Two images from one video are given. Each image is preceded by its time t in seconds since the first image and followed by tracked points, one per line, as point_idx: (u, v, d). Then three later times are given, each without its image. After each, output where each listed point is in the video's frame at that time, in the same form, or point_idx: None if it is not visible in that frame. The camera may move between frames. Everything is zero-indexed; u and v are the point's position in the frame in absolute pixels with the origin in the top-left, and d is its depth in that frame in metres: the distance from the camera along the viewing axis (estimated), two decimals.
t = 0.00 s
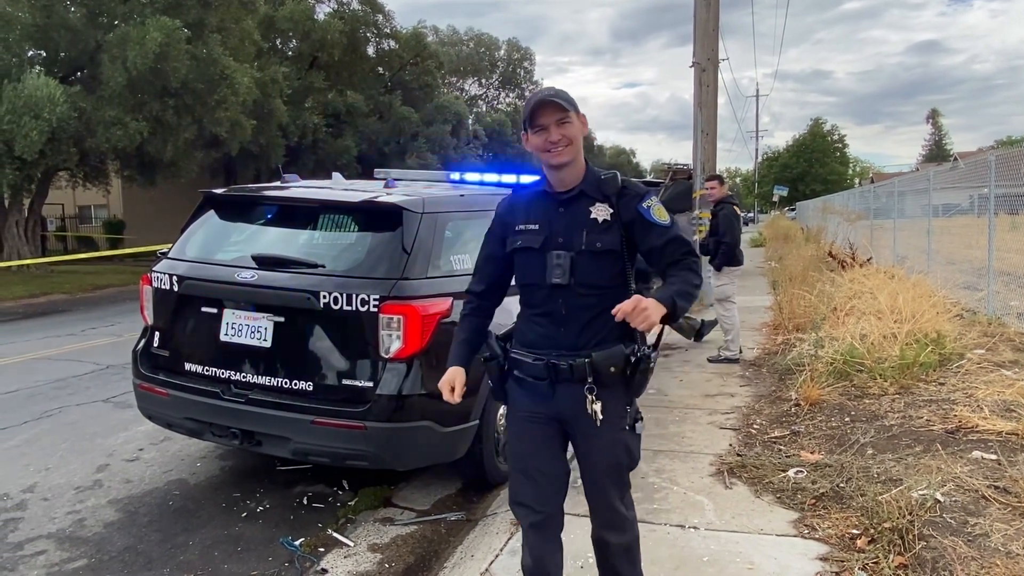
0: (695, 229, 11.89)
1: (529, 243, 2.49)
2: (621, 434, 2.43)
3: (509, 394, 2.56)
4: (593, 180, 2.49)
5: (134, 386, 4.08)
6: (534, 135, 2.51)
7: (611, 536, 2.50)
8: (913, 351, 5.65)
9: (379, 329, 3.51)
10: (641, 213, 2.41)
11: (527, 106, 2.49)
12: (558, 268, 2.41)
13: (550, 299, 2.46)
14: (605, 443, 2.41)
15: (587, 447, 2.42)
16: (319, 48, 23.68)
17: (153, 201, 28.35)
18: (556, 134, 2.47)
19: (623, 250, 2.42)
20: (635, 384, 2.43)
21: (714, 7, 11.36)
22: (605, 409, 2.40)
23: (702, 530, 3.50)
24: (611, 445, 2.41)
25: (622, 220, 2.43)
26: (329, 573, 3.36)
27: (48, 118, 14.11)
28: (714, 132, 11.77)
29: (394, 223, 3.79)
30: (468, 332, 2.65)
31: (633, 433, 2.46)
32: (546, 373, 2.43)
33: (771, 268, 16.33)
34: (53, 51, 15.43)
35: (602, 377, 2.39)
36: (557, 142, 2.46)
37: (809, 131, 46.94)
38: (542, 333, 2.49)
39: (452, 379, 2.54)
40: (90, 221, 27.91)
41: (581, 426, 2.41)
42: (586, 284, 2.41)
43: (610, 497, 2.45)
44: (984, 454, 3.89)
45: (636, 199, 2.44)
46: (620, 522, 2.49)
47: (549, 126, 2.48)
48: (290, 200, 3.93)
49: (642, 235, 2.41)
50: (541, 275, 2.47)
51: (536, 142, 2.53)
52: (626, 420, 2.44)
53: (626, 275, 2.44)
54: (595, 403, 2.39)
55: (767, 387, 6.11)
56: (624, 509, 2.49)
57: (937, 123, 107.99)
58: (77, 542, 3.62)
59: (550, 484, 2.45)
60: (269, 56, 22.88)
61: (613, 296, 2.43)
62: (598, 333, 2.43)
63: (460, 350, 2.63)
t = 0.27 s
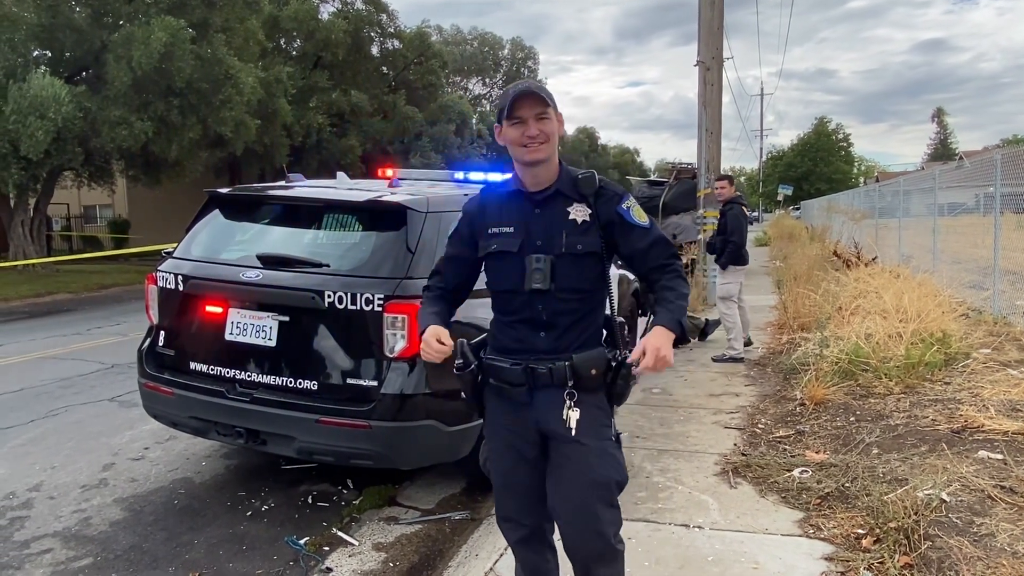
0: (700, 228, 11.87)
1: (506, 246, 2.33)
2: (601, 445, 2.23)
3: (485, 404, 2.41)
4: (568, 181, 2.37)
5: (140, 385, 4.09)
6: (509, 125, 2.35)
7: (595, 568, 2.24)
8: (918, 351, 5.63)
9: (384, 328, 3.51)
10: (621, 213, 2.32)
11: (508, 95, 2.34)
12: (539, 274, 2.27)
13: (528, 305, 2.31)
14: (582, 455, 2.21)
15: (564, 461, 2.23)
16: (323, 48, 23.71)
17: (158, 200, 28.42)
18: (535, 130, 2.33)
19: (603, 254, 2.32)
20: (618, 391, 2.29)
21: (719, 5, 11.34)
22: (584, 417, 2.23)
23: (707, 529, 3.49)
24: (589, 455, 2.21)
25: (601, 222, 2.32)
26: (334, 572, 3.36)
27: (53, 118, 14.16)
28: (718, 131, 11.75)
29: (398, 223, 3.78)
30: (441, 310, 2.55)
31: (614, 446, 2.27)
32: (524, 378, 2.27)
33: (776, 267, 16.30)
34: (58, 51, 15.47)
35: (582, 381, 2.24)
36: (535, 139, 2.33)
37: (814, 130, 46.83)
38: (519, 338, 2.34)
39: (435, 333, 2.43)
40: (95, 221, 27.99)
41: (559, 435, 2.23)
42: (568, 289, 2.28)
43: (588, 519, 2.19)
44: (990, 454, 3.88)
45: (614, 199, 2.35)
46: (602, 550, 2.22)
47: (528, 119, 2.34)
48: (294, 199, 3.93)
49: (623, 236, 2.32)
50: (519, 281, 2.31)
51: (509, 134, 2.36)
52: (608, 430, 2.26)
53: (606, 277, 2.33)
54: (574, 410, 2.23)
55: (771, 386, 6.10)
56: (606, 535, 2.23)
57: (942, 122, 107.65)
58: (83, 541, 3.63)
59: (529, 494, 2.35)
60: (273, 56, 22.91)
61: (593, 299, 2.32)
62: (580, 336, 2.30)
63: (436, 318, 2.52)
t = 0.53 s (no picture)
0: (705, 227, 11.84)
1: (488, 249, 2.20)
2: (596, 456, 2.13)
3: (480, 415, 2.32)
4: (555, 178, 2.22)
5: (146, 384, 4.10)
6: (511, 109, 2.20)
7: None
8: (925, 351, 5.61)
9: (389, 327, 3.51)
10: (610, 215, 2.16)
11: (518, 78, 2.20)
12: (522, 277, 2.13)
13: (512, 311, 2.18)
14: (575, 467, 2.11)
15: (557, 473, 2.13)
16: (328, 48, 23.76)
17: (164, 200, 28.52)
18: (538, 123, 2.19)
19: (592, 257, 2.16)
20: (612, 398, 2.17)
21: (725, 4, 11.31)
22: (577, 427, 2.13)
23: (712, 529, 3.49)
24: (582, 468, 2.10)
25: (589, 223, 2.17)
26: (340, 571, 3.37)
27: (59, 118, 14.22)
28: (724, 130, 11.72)
29: (404, 222, 3.79)
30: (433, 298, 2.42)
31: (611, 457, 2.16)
32: (512, 391, 2.17)
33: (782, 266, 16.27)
34: (65, 51, 15.52)
35: (572, 391, 2.12)
36: (535, 131, 2.18)
37: (819, 129, 46.68)
38: (505, 347, 2.22)
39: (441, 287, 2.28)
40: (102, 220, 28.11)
41: (552, 448, 2.14)
42: (554, 294, 2.13)
43: (582, 534, 2.10)
44: (997, 454, 3.86)
45: (604, 200, 2.19)
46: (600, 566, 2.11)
47: (532, 109, 2.20)
48: (298, 199, 3.94)
49: (612, 240, 2.16)
50: (502, 285, 2.18)
51: (508, 118, 2.21)
52: (603, 441, 2.15)
53: (595, 280, 2.18)
54: (565, 421, 2.12)
55: (777, 386, 6.08)
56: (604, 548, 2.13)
57: (949, 120, 107.26)
58: (90, 539, 3.65)
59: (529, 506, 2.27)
60: (279, 56, 22.97)
61: (582, 305, 2.17)
62: (566, 344, 2.16)
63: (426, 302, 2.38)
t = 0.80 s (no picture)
0: (712, 227, 11.81)
1: (486, 245, 2.11)
2: (588, 478, 1.98)
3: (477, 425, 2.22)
4: (564, 175, 2.11)
5: (154, 383, 4.12)
6: (516, 102, 2.12)
7: None
8: (933, 351, 5.59)
9: (396, 328, 3.51)
10: (619, 219, 2.04)
11: (521, 69, 2.11)
12: (517, 278, 2.04)
13: (508, 313, 2.09)
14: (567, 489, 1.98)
15: (551, 490, 2.01)
16: (335, 47, 23.81)
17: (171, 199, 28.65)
18: (543, 114, 2.09)
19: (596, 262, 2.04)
20: (612, 413, 2.05)
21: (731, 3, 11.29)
22: (573, 444, 2.00)
23: (719, 530, 3.48)
24: (572, 491, 1.97)
25: (595, 226, 2.04)
26: (347, 570, 3.37)
27: (67, 118, 14.28)
28: (731, 130, 11.69)
29: (410, 222, 3.80)
30: (432, 345, 2.28)
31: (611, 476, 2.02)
32: (503, 402, 2.07)
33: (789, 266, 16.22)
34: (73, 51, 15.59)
35: (566, 403, 2.01)
36: (542, 122, 2.09)
37: (827, 128, 46.49)
38: (501, 353, 2.13)
39: (427, 396, 2.15)
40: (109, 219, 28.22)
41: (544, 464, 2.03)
42: (551, 298, 2.03)
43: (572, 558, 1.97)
44: (1006, 454, 3.85)
45: (614, 202, 2.06)
46: None
47: (538, 101, 2.11)
48: (306, 198, 3.95)
49: (620, 245, 2.03)
50: (498, 287, 2.09)
51: (513, 112, 2.13)
52: (600, 461, 2.00)
53: (599, 286, 2.06)
54: (560, 435, 2.01)
55: (784, 386, 6.07)
56: None
57: (957, 120, 106.76)
58: (99, 537, 3.67)
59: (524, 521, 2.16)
60: (285, 55, 23.04)
61: (582, 312, 2.06)
62: (563, 353, 2.06)
63: (423, 362, 2.24)
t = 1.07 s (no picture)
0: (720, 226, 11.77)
1: (489, 248, 2.06)
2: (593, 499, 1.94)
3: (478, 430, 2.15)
4: (574, 175, 2.03)
5: (163, 382, 4.14)
6: (521, 92, 2.07)
7: None
8: (942, 351, 5.57)
9: (403, 327, 3.51)
10: (632, 223, 1.95)
11: (524, 58, 2.07)
12: (522, 287, 1.97)
13: (513, 322, 2.04)
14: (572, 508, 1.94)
15: (554, 505, 1.98)
16: (343, 47, 23.86)
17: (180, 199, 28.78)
18: (550, 102, 2.04)
19: (607, 268, 1.97)
20: (621, 430, 2.01)
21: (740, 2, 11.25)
22: (578, 461, 1.96)
23: (727, 530, 3.48)
24: (577, 510, 1.94)
25: (606, 231, 1.97)
26: (354, 568, 3.38)
27: (77, 117, 14.36)
28: (739, 129, 11.66)
29: (417, 221, 3.80)
30: (433, 356, 2.28)
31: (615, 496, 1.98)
32: (507, 412, 2.01)
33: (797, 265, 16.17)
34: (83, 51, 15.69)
35: (572, 417, 1.96)
36: (549, 111, 2.04)
37: (835, 127, 46.27)
38: (507, 359, 2.08)
39: (413, 420, 2.23)
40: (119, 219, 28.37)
41: (548, 477, 1.98)
42: (557, 307, 1.97)
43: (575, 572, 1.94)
44: (1016, 455, 3.82)
45: (627, 205, 1.98)
46: None
47: (543, 90, 2.06)
48: (314, 198, 3.96)
49: (632, 250, 1.95)
50: (503, 294, 2.04)
51: (519, 103, 2.08)
52: (605, 479, 1.96)
53: (608, 294, 1.99)
54: (564, 450, 1.96)
55: (792, 386, 6.06)
56: None
57: (967, 119, 106.12)
58: (108, 534, 3.69)
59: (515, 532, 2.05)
60: (293, 55, 23.11)
61: (590, 323, 1.99)
62: (569, 364, 2.00)
63: (421, 378, 2.26)
